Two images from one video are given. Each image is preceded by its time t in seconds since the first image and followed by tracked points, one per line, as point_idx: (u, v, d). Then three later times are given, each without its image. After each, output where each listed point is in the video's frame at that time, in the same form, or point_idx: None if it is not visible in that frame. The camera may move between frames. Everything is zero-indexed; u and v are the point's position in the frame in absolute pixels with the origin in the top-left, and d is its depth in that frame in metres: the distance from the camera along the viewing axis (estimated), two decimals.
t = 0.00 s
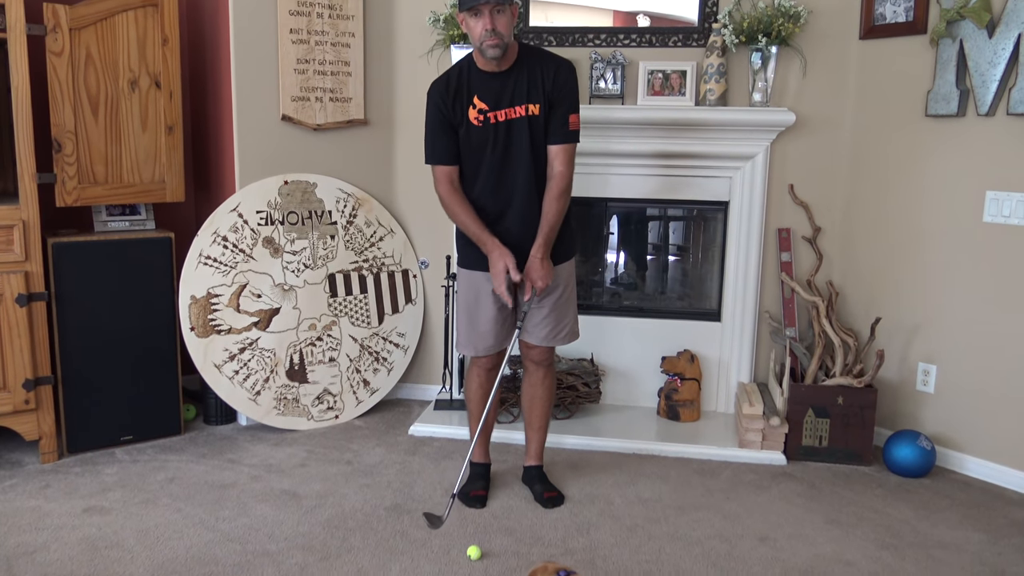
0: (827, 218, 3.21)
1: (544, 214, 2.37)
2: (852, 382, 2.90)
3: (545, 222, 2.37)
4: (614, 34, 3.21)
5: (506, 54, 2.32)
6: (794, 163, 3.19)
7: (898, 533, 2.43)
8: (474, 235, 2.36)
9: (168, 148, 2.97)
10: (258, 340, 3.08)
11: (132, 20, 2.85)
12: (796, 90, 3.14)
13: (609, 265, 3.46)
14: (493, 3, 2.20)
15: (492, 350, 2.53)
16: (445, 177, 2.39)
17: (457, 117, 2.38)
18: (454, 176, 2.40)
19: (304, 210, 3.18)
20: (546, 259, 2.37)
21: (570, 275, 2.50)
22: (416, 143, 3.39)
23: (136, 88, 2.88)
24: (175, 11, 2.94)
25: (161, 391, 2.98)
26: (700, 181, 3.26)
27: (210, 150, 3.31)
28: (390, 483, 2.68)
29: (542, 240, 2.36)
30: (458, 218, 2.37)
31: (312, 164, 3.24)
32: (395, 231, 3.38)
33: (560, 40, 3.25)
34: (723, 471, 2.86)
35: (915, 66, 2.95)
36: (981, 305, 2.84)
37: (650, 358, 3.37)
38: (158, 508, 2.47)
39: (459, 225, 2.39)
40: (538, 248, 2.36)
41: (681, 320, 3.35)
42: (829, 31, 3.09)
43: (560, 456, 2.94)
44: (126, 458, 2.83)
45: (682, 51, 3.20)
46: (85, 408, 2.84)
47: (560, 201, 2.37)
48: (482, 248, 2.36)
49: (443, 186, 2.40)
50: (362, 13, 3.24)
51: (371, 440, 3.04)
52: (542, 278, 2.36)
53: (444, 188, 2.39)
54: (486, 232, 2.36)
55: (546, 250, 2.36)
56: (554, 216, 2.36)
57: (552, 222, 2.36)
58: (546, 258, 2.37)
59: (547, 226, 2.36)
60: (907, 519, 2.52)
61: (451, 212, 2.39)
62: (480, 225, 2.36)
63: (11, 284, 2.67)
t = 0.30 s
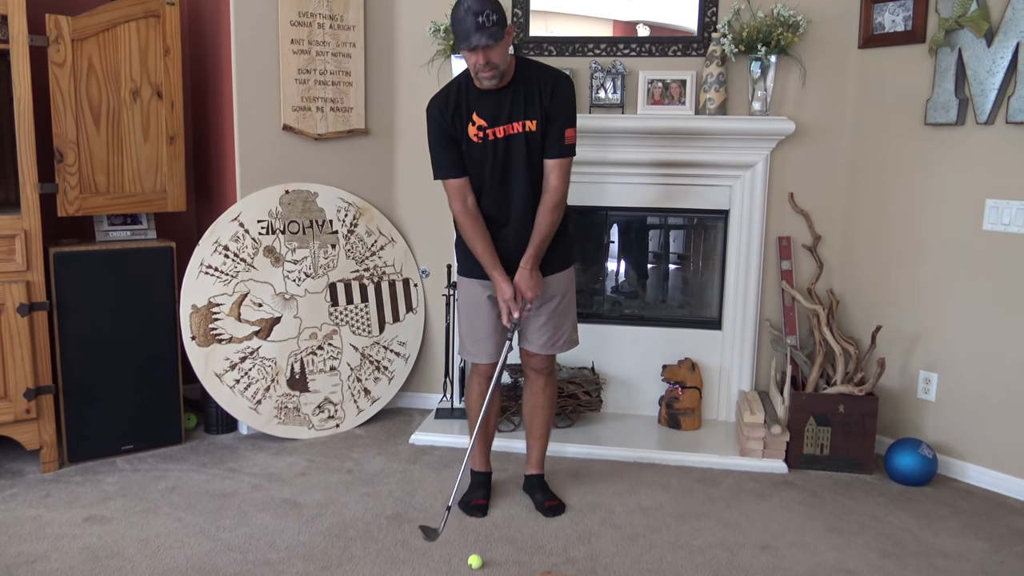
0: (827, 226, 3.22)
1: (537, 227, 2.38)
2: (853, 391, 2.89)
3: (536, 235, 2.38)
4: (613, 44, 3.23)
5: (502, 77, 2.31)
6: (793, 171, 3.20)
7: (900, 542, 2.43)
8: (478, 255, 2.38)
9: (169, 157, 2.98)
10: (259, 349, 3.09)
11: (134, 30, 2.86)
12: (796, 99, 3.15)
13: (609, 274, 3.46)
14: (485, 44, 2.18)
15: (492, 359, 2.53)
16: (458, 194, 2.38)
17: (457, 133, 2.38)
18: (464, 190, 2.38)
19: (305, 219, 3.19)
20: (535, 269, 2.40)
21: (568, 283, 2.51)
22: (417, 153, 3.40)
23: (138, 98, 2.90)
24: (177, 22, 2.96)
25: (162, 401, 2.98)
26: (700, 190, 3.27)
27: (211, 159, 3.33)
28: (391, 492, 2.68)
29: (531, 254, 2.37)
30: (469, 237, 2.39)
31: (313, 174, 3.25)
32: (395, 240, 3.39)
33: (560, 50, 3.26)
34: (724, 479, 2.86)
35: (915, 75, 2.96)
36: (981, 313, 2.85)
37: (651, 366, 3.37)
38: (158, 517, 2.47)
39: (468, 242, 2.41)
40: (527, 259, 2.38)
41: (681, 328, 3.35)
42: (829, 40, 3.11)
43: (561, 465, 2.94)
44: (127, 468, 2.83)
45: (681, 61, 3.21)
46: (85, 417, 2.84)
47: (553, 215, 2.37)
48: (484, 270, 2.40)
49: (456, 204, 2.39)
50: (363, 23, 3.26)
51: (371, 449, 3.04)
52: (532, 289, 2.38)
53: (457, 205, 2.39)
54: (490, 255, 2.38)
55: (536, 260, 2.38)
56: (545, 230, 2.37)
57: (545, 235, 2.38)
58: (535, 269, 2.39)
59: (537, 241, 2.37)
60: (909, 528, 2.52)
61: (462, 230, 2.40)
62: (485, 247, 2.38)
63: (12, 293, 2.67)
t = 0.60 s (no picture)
0: (830, 225, 3.21)
1: (528, 236, 2.37)
2: (856, 389, 2.89)
3: (527, 243, 2.37)
4: (615, 43, 3.23)
5: (501, 95, 2.29)
6: (796, 170, 3.19)
7: (905, 541, 2.42)
8: (477, 265, 2.41)
9: (171, 158, 2.98)
10: (262, 349, 3.09)
11: (136, 31, 2.87)
12: (798, 98, 3.15)
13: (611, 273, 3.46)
14: (479, 77, 2.15)
15: (493, 356, 2.53)
16: (458, 204, 2.38)
17: (457, 144, 2.36)
18: (465, 200, 2.38)
19: (308, 220, 3.19)
20: (525, 274, 2.40)
21: (567, 279, 2.52)
22: (418, 153, 3.40)
23: (139, 99, 2.90)
24: (178, 23, 2.96)
25: (165, 401, 2.98)
26: (703, 189, 3.26)
27: (213, 160, 3.33)
28: (394, 492, 2.68)
29: (521, 262, 2.37)
30: (468, 248, 2.41)
31: (315, 174, 3.25)
32: (398, 240, 3.39)
33: (561, 49, 3.26)
34: (728, 478, 2.85)
35: (917, 73, 2.96)
36: (985, 311, 2.84)
37: (654, 365, 3.37)
38: (162, 518, 2.47)
39: (467, 251, 2.43)
40: (517, 267, 2.38)
41: (684, 327, 3.35)
42: (831, 39, 3.10)
43: (564, 464, 2.93)
44: (130, 468, 2.83)
45: (683, 60, 3.21)
46: (89, 418, 2.84)
47: (544, 223, 2.36)
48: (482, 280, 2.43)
49: (457, 215, 2.39)
50: (365, 23, 3.25)
51: (375, 449, 3.04)
52: (524, 295, 2.40)
53: (457, 215, 2.39)
54: (488, 265, 2.40)
55: (526, 268, 2.38)
56: (535, 238, 2.36)
57: (535, 244, 2.37)
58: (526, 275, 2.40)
59: (527, 249, 2.37)
60: (913, 527, 2.51)
61: (462, 240, 2.42)
62: (483, 258, 2.40)
63: (15, 294, 2.67)
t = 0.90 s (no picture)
0: (836, 225, 3.20)
1: (533, 243, 2.37)
2: (861, 390, 2.88)
3: (531, 250, 2.37)
4: (620, 42, 3.22)
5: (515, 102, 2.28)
6: (801, 170, 3.18)
7: (908, 542, 2.41)
8: (483, 271, 2.41)
9: (177, 155, 2.98)
10: (266, 346, 3.09)
11: (141, 28, 2.87)
12: (803, 98, 3.14)
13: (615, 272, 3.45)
14: (492, 88, 2.15)
15: (501, 352, 2.52)
16: (470, 207, 2.38)
17: (469, 148, 2.35)
18: (477, 203, 2.38)
19: (312, 217, 3.19)
20: (529, 280, 2.41)
21: (576, 280, 2.51)
22: (423, 151, 3.40)
23: (145, 95, 2.90)
24: (184, 19, 2.96)
25: (169, 398, 2.98)
26: (708, 188, 3.26)
27: (218, 157, 3.33)
28: (397, 489, 2.68)
29: (525, 267, 2.38)
30: (476, 253, 2.41)
31: (320, 171, 3.25)
32: (402, 238, 3.39)
33: (567, 48, 3.25)
34: (731, 478, 2.85)
35: (924, 73, 2.94)
36: (991, 312, 2.83)
37: (658, 364, 3.37)
38: (165, 514, 2.48)
39: (475, 256, 2.44)
40: (521, 273, 2.39)
41: (688, 326, 3.35)
42: (838, 38, 3.09)
43: (567, 463, 2.93)
44: (134, 464, 2.83)
45: (689, 58, 3.20)
46: (93, 414, 2.84)
47: (548, 232, 2.36)
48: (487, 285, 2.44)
49: (468, 218, 2.39)
50: (370, 20, 3.25)
51: (378, 447, 3.04)
52: (527, 301, 2.41)
53: (468, 219, 2.39)
54: (495, 272, 2.40)
55: (529, 274, 2.39)
56: (540, 246, 2.36)
57: (540, 250, 2.37)
58: (530, 281, 2.42)
59: (531, 256, 2.37)
60: (917, 528, 2.50)
61: (471, 244, 2.42)
62: (491, 264, 2.40)
63: (20, 290, 2.68)
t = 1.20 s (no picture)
0: (841, 223, 3.19)
1: (531, 243, 2.37)
2: (865, 388, 2.88)
3: (530, 251, 2.37)
4: (625, 39, 3.21)
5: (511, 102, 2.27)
6: (806, 168, 3.18)
7: (912, 540, 2.41)
8: (482, 272, 2.41)
9: (181, 151, 2.98)
10: (270, 342, 3.09)
11: (146, 24, 2.87)
12: (809, 96, 3.13)
13: (620, 269, 3.45)
14: (490, 91, 2.14)
15: (500, 350, 2.52)
16: (467, 209, 2.38)
17: (465, 148, 2.34)
18: (473, 205, 2.38)
19: (316, 213, 3.19)
20: (529, 282, 2.41)
21: (573, 275, 2.51)
22: (428, 148, 3.40)
23: (150, 92, 2.90)
24: (189, 15, 2.96)
25: (172, 394, 2.99)
26: (714, 185, 3.25)
27: (223, 153, 3.33)
28: (401, 486, 2.68)
29: (525, 269, 2.38)
30: (474, 254, 2.41)
31: (324, 168, 3.25)
32: (406, 234, 3.39)
33: (572, 45, 3.24)
34: (735, 476, 2.84)
35: (930, 70, 2.93)
36: (996, 311, 2.83)
37: (662, 361, 3.36)
38: (169, 509, 2.48)
39: (473, 257, 2.44)
40: (521, 274, 2.39)
41: (692, 324, 3.34)
42: (844, 35, 3.08)
43: (571, 460, 2.93)
44: (139, 460, 2.84)
45: (694, 56, 3.19)
46: (97, 410, 2.85)
47: (546, 231, 2.36)
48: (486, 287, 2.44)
49: (465, 220, 2.39)
50: (374, 17, 3.25)
51: (382, 443, 3.04)
52: (527, 302, 2.41)
53: (465, 221, 2.39)
54: (493, 273, 2.40)
55: (528, 275, 2.39)
56: (538, 246, 2.36)
57: (538, 251, 2.37)
58: (530, 283, 2.41)
59: (530, 256, 2.37)
60: (921, 526, 2.50)
61: (468, 246, 2.42)
62: (489, 265, 2.40)
63: (25, 285, 2.68)
